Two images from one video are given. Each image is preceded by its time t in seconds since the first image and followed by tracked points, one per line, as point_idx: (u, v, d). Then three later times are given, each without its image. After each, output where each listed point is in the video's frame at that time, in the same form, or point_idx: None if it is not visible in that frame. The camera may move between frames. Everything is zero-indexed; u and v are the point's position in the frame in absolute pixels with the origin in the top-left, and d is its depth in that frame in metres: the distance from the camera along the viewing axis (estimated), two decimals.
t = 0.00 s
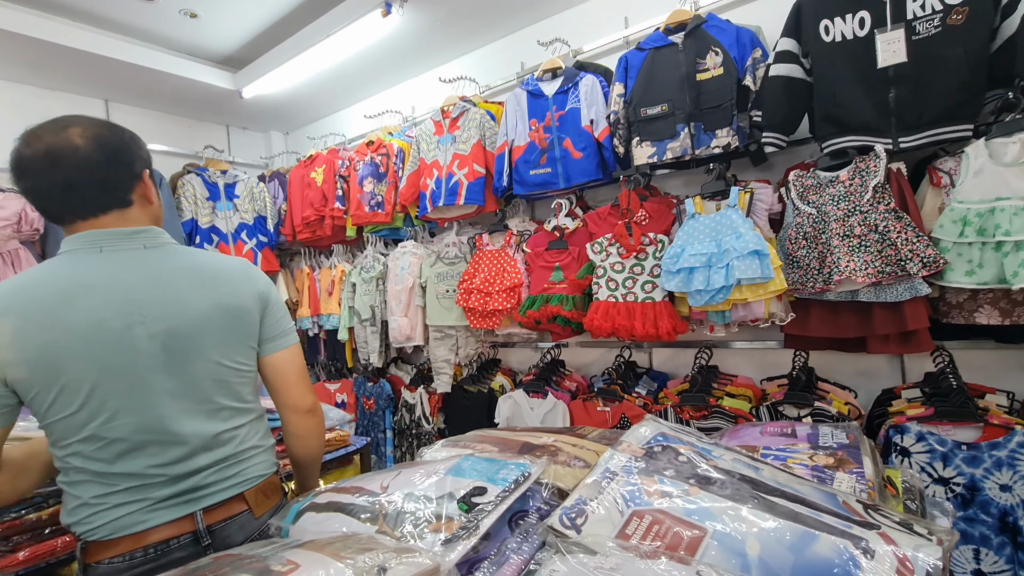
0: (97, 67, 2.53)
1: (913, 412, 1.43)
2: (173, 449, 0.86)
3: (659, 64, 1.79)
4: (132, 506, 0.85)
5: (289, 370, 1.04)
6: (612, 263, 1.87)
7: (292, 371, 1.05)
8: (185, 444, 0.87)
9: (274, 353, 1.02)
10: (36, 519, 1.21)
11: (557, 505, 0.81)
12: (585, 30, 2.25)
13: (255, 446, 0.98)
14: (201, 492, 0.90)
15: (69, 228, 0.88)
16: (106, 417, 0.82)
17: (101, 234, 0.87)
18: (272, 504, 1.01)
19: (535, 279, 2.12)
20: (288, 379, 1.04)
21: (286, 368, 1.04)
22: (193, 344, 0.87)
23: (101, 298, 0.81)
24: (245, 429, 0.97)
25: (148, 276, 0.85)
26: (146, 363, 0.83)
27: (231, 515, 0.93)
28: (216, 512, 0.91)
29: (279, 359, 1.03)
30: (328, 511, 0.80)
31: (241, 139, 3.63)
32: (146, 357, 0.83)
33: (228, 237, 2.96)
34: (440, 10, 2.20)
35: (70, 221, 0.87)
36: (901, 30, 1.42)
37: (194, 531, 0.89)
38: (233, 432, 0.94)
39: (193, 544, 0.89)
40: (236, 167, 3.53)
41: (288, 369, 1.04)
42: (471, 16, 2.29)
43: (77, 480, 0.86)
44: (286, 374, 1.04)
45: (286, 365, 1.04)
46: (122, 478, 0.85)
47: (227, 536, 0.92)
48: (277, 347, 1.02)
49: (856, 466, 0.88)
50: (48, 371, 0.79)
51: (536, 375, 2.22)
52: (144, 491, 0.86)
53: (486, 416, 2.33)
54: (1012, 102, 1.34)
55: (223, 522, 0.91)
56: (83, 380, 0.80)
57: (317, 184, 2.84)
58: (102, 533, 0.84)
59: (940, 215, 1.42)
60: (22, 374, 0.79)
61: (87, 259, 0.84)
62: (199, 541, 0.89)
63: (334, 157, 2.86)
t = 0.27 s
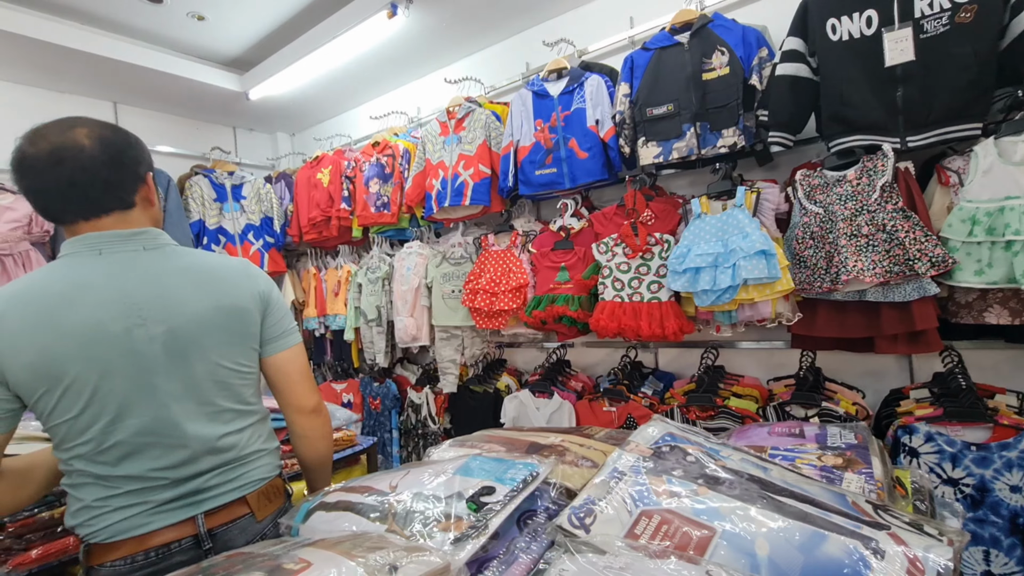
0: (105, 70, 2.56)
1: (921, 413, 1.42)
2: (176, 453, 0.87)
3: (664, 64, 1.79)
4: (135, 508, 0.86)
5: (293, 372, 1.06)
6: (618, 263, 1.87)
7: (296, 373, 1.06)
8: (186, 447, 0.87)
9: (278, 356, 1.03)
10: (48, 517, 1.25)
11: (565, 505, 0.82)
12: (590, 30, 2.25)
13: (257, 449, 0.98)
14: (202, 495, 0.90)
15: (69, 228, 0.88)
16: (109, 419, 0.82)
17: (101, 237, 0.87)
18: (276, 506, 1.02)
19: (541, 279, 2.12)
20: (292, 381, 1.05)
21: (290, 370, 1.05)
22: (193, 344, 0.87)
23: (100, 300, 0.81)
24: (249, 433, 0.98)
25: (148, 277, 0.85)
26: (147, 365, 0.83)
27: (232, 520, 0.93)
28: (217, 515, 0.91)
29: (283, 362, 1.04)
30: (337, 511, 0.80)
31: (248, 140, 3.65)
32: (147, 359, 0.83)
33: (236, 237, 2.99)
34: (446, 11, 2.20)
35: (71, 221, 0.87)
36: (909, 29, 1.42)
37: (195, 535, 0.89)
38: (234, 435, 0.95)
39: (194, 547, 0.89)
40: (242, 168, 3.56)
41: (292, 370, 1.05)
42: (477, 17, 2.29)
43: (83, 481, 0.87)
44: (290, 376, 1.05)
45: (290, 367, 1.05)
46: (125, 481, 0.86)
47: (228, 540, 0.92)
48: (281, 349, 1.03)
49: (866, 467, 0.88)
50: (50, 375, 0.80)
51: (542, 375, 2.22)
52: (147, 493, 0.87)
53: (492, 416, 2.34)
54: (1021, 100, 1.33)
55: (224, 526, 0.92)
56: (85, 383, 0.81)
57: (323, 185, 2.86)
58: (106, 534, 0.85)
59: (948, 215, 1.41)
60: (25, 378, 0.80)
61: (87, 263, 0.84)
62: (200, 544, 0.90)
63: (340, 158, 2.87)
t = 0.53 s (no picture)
0: (114, 71, 2.58)
1: (930, 413, 1.41)
2: (195, 449, 0.87)
3: (671, 63, 1.79)
4: (152, 505, 0.85)
5: (299, 373, 1.07)
6: (624, 263, 1.87)
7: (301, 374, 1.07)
8: (205, 443, 0.87)
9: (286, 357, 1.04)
10: (60, 513, 1.26)
11: (572, 504, 0.82)
12: (596, 29, 2.25)
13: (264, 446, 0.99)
14: (216, 492, 0.91)
15: (93, 222, 0.86)
16: (133, 416, 0.81)
17: (123, 235, 0.86)
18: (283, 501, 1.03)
19: (547, 279, 2.12)
20: (298, 381, 1.06)
21: (296, 371, 1.06)
22: (216, 342, 0.88)
23: (127, 297, 0.81)
24: (257, 430, 0.99)
25: (174, 276, 0.86)
26: (171, 362, 0.83)
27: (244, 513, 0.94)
28: (231, 509, 0.92)
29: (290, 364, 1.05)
30: (345, 509, 0.81)
31: (255, 141, 3.67)
32: (172, 356, 0.83)
33: (242, 238, 2.99)
34: (451, 11, 2.21)
35: (97, 215, 0.86)
36: (918, 26, 1.41)
37: (211, 530, 0.89)
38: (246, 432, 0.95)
39: (210, 542, 0.90)
40: (249, 169, 3.58)
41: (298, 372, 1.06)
42: (482, 17, 2.29)
43: (96, 482, 0.84)
44: (296, 377, 1.06)
45: (296, 369, 1.06)
46: (142, 478, 0.85)
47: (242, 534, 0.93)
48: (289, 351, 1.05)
49: (874, 467, 0.87)
50: (75, 371, 0.78)
51: (548, 375, 2.22)
52: (163, 491, 0.86)
53: (498, 415, 2.34)
54: None
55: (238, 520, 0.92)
56: (110, 379, 0.79)
57: (329, 186, 2.87)
58: (123, 532, 0.83)
59: (958, 214, 1.40)
60: (43, 375, 0.77)
61: (109, 260, 0.83)
62: (215, 539, 0.90)
63: (346, 158, 2.89)
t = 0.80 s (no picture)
0: (125, 73, 2.61)
1: (939, 414, 1.40)
2: (224, 440, 0.88)
3: (677, 62, 1.79)
4: (180, 499, 0.84)
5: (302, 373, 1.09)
6: (630, 262, 1.87)
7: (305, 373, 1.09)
8: (232, 434, 0.89)
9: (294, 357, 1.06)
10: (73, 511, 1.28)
11: (580, 502, 0.82)
12: (602, 29, 2.25)
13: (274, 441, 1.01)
14: (236, 486, 0.91)
15: (126, 221, 0.86)
16: (172, 407, 0.81)
17: (156, 233, 0.87)
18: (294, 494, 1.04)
19: (553, 278, 2.13)
20: (301, 380, 1.08)
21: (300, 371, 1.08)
22: (245, 338, 0.91)
23: (168, 291, 0.82)
24: (270, 425, 1.00)
25: (206, 274, 0.88)
26: (205, 355, 0.85)
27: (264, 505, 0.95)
28: (254, 500, 0.94)
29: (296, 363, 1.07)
30: (355, 506, 0.82)
31: (263, 142, 3.70)
32: (206, 350, 0.85)
33: (251, 238, 3.02)
34: (457, 12, 2.22)
35: (133, 215, 0.86)
36: (927, 24, 1.40)
37: (236, 521, 0.90)
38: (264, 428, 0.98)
39: (236, 534, 0.90)
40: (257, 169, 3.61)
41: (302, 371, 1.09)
42: (488, 17, 2.30)
43: (125, 477, 0.82)
44: (298, 375, 1.08)
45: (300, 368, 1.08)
46: (172, 471, 0.84)
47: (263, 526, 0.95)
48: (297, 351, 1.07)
49: (882, 467, 0.87)
50: (119, 361, 0.77)
51: (554, 375, 2.22)
52: (191, 484, 0.86)
53: (504, 415, 2.35)
54: None
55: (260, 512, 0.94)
56: (152, 371, 0.79)
57: (336, 186, 2.89)
58: (153, 526, 0.82)
59: (967, 213, 1.39)
60: (85, 366, 0.75)
61: (145, 257, 0.84)
62: (241, 530, 0.90)
63: (353, 158, 2.90)
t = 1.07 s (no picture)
0: (145, 78, 2.67)
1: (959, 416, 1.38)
2: (266, 429, 0.92)
3: (691, 61, 1.78)
4: (225, 485, 0.87)
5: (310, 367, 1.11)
6: (643, 262, 1.86)
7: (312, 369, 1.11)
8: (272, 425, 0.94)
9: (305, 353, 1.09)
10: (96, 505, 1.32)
11: (593, 502, 0.83)
12: (614, 28, 2.24)
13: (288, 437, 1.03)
14: (265, 475, 0.94)
15: (169, 223, 0.88)
16: (228, 396, 0.85)
17: (203, 234, 0.91)
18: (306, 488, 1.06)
19: (565, 278, 2.13)
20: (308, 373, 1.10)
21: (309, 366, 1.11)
22: (279, 335, 0.96)
23: (227, 287, 0.87)
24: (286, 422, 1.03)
25: (250, 274, 0.94)
26: (251, 348, 0.89)
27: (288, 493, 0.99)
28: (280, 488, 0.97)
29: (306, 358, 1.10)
30: (370, 503, 0.83)
31: (278, 144, 3.75)
32: (252, 344, 0.89)
33: (266, 238, 3.06)
34: (470, 13, 2.23)
35: (177, 218, 0.89)
36: (946, 19, 1.37)
37: (270, 508, 0.93)
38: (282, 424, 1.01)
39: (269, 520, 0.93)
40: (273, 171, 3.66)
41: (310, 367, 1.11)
42: (500, 18, 2.31)
43: (178, 464, 0.82)
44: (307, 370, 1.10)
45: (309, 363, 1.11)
46: (221, 459, 0.86)
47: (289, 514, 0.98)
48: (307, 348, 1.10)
49: (899, 468, 0.87)
50: (191, 349, 0.80)
51: (566, 374, 2.22)
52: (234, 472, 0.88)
53: (516, 414, 2.35)
54: None
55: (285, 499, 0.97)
56: (216, 360, 0.83)
57: (350, 187, 2.92)
58: (201, 511, 0.84)
59: (988, 211, 1.36)
60: (164, 352, 0.77)
61: (200, 255, 0.88)
62: (275, 515, 0.94)
63: (366, 159, 2.93)
